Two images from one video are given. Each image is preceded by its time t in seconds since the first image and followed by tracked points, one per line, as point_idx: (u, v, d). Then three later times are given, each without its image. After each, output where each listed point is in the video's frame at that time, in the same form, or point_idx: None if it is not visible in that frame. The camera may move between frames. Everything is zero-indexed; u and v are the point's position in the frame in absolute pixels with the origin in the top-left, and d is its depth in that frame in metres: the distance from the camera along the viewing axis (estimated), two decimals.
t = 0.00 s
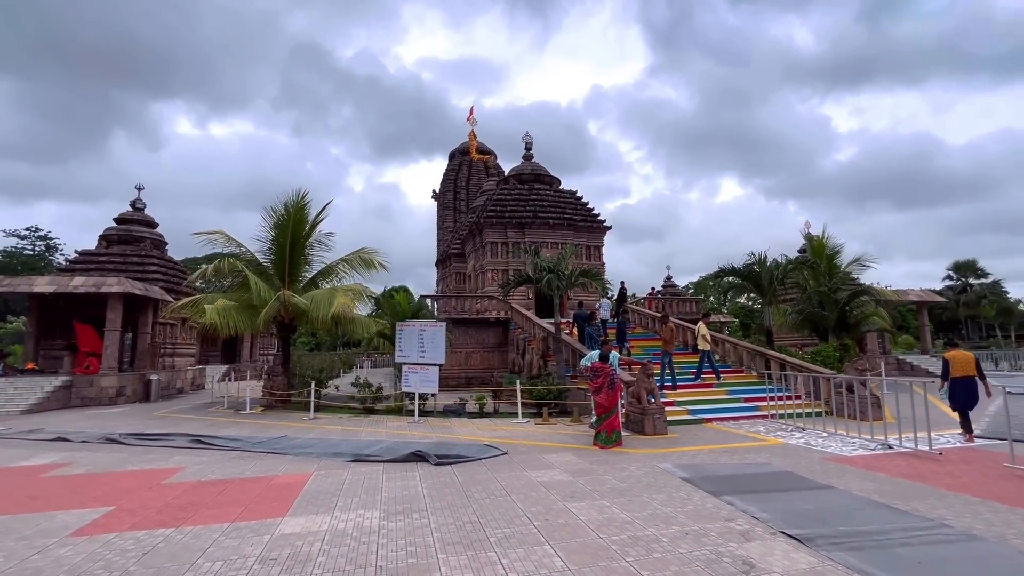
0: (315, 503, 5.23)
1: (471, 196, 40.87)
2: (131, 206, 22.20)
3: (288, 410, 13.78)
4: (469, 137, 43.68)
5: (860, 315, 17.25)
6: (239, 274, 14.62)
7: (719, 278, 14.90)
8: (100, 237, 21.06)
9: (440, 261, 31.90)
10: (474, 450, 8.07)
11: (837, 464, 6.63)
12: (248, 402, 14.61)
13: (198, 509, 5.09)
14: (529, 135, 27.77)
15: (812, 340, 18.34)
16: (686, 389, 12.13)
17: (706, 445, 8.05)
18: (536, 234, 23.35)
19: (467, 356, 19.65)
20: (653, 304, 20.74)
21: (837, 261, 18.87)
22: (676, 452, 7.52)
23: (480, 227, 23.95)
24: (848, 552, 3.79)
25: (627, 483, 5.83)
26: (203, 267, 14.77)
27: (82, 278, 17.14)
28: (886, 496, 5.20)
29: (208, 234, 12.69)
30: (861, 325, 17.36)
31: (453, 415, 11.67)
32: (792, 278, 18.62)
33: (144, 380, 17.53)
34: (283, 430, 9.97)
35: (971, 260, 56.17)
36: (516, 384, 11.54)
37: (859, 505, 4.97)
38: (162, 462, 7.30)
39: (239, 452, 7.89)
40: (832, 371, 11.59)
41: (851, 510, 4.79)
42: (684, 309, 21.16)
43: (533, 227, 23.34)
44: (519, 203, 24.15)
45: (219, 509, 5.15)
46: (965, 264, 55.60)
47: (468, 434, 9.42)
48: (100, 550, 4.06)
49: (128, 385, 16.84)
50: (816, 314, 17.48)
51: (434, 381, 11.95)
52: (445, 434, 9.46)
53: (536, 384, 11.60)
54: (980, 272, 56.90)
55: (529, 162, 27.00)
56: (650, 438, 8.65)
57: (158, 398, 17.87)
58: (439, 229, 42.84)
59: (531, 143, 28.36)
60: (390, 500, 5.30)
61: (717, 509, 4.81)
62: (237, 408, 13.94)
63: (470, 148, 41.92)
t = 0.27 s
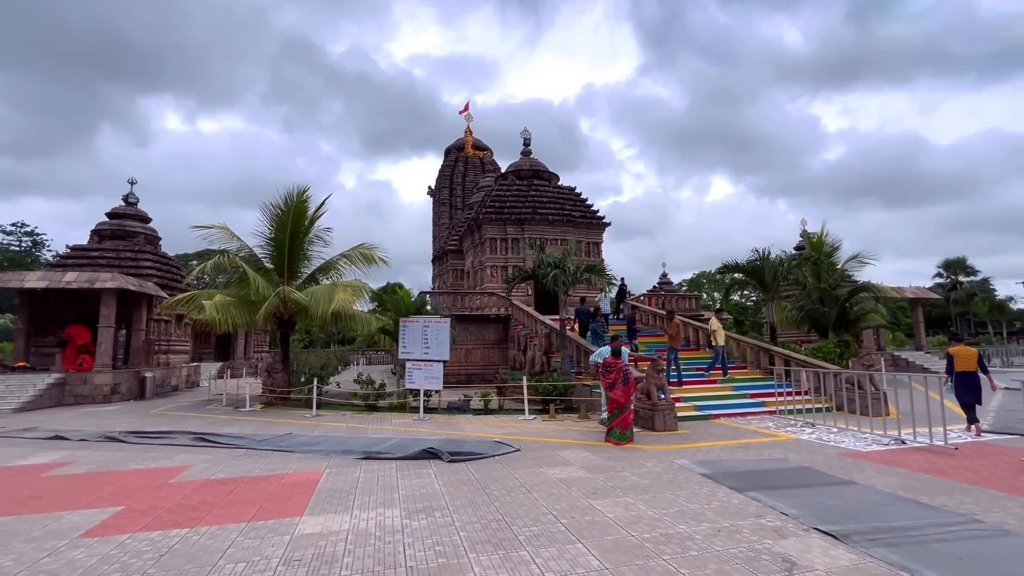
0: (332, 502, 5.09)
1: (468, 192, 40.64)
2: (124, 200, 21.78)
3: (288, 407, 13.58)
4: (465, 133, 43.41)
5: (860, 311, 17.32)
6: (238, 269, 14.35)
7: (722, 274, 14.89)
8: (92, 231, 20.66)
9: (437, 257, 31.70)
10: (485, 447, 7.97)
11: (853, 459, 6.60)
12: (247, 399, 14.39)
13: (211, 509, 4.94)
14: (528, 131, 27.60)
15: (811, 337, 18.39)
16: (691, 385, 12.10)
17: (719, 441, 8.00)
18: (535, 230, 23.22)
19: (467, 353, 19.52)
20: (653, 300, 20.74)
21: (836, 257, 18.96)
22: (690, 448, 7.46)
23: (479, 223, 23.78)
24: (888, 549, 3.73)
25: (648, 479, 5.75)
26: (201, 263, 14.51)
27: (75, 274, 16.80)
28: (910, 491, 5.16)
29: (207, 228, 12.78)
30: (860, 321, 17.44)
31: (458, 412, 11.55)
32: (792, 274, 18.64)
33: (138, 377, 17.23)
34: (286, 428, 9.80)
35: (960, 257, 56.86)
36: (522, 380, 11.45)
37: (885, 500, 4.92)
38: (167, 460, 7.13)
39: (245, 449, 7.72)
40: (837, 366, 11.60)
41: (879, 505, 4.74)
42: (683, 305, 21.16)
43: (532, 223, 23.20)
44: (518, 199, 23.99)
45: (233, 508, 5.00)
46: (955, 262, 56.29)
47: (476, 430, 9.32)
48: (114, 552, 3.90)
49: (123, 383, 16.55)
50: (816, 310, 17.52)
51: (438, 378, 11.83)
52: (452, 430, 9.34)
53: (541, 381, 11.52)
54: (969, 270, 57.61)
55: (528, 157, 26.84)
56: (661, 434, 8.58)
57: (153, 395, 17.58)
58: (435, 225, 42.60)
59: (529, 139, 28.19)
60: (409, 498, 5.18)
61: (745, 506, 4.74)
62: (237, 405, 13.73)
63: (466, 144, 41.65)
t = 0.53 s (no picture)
0: (345, 508, 4.92)
1: (463, 190, 40.41)
2: (115, 197, 21.35)
3: (286, 407, 13.35)
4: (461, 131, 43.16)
5: (859, 312, 17.34)
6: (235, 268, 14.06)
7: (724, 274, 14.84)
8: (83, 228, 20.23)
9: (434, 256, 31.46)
10: (493, 449, 7.83)
11: (869, 461, 6.53)
12: (243, 399, 14.14)
13: (219, 517, 4.76)
14: (526, 129, 27.43)
15: (811, 337, 18.39)
16: (695, 386, 12.03)
17: (730, 443, 7.91)
18: (534, 229, 23.07)
19: (466, 352, 19.35)
20: (652, 300, 20.70)
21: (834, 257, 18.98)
22: (703, 450, 7.36)
23: (477, 222, 23.60)
24: (925, 557, 3.64)
25: (666, 483, 5.64)
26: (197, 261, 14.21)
27: (66, 271, 16.42)
28: (934, 495, 5.10)
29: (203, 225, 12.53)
30: (860, 322, 17.46)
31: (461, 413, 11.41)
32: (791, 274, 18.65)
33: (131, 376, 16.90)
34: (288, 429, 9.60)
35: (950, 258, 57.52)
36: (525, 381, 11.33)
37: (910, 505, 4.85)
38: (168, 464, 6.92)
39: (247, 452, 7.52)
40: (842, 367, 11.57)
41: (906, 510, 4.67)
42: (683, 305, 21.11)
43: (531, 222, 23.05)
44: (517, 198, 23.83)
45: (242, 515, 4.82)
46: (945, 262, 56.92)
47: (482, 432, 9.18)
48: (122, 564, 3.72)
49: (115, 382, 16.21)
50: (816, 310, 17.49)
51: (440, 378, 11.68)
52: (458, 432, 9.20)
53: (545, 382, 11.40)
54: (959, 271, 58.30)
55: (526, 156, 26.68)
56: (670, 435, 8.50)
57: (146, 395, 17.25)
58: (430, 224, 42.33)
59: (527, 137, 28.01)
60: (424, 503, 5.03)
61: (771, 511, 4.64)
62: (234, 406, 13.47)
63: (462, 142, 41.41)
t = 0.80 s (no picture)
0: (357, 512, 4.71)
1: (459, 190, 40.20)
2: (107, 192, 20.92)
3: (283, 407, 13.07)
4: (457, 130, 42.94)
5: (859, 312, 17.35)
6: (231, 265, 13.74)
7: (728, 273, 14.78)
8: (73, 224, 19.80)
9: (430, 256, 31.21)
10: (502, 450, 7.65)
11: (887, 462, 6.42)
12: (240, 399, 13.84)
13: (225, 522, 4.53)
14: (524, 128, 27.26)
15: (811, 337, 18.36)
16: (700, 386, 11.93)
17: (743, 443, 7.79)
18: (533, 228, 22.91)
19: (465, 352, 19.14)
20: (652, 300, 20.61)
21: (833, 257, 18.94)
22: (716, 450, 7.23)
23: (475, 220, 23.39)
24: (969, 561, 3.50)
25: (686, 484, 5.48)
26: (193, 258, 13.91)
27: (56, 268, 16.02)
28: (961, 496, 4.98)
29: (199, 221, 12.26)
30: (860, 322, 17.46)
31: (464, 413, 11.22)
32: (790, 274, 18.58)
33: (122, 376, 16.53)
34: (288, 430, 9.37)
35: (941, 260, 58.09)
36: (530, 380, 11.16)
37: (939, 506, 4.73)
38: (167, 466, 6.67)
39: (249, 454, 7.28)
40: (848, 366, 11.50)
41: (937, 511, 4.54)
42: (682, 305, 21.06)
43: (529, 221, 22.89)
44: (515, 197, 23.65)
45: (248, 520, 4.59)
46: (936, 265, 57.51)
47: (488, 432, 9.00)
48: (124, 573, 3.49)
49: (106, 382, 15.84)
50: (816, 310, 17.42)
51: (443, 378, 11.46)
52: (463, 433, 9.00)
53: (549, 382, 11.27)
54: (949, 273, 58.92)
55: (524, 155, 26.51)
56: (680, 436, 8.35)
57: (138, 396, 16.89)
58: (426, 223, 42.07)
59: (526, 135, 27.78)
60: (439, 506, 4.84)
61: (800, 514, 4.48)
62: (230, 406, 13.17)
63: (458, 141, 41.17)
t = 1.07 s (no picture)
0: (371, 526, 4.48)
1: (456, 192, 39.98)
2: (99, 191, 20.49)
3: (281, 412, 12.78)
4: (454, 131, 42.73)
5: (860, 316, 17.34)
6: (228, 265, 13.42)
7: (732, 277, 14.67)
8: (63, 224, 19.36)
9: (427, 258, 30.96)
10: (512, 457, 7.43)
11: (909, 470, 6.30)
12: (236, 403, 13.50)
13: (232, 537, 4.27)
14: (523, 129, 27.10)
15: (811, 341, 18.32)
16: (706, 390, 11.80)
17: (757, 450, 7.64)
18: (532, 230, 22.75)
19: (464, 355, 18.91)
20: (652, 303, 20.48)
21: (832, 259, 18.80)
22: (731, 458, 7.08)
23: (474, 222, 23.18)
24: None
25: (710, 494, 5.30)
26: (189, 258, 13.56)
27: (46, 268, 15.61)
28: (994, 508, 4.84)
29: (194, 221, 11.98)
30: (860, 326, 17.45)
31: (467, 418, 11.00)
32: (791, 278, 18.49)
33: (113, 379, 16.13)
34: (289, 436, 9.10)
35: (932, 265, 58.69)
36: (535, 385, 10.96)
37: (974, 518, 4.58)
38: (165, 475, 6.39)
39: (250, 462, 7.01)
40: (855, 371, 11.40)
41: (974, 524, 4.39)
42: (682, 308, 20.99)
43: (529, 223, 22.72)
44: (515, 198, 23.47)
45: (257, 534, 4.34)
46: (927, 269, 58.08)
47: (496, 439, 8.79)
48: None
49: (97, 386, 15.44)
50: (818, 314, 17.32)
51: (446, 382, 11.19)
52: (470, 439, 8.78)
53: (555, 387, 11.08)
54: (941, 277, 59.46)
55: (524, 157, 26.36)
56: (693, 442, 8.18)
57: (129, 399, 16.48)
58: (422, 225, 41.81)
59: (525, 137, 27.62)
60: (458, 519, 4.62)
61: (835, 527, 4.31)
62: (226, 410, 12.83)
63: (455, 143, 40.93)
